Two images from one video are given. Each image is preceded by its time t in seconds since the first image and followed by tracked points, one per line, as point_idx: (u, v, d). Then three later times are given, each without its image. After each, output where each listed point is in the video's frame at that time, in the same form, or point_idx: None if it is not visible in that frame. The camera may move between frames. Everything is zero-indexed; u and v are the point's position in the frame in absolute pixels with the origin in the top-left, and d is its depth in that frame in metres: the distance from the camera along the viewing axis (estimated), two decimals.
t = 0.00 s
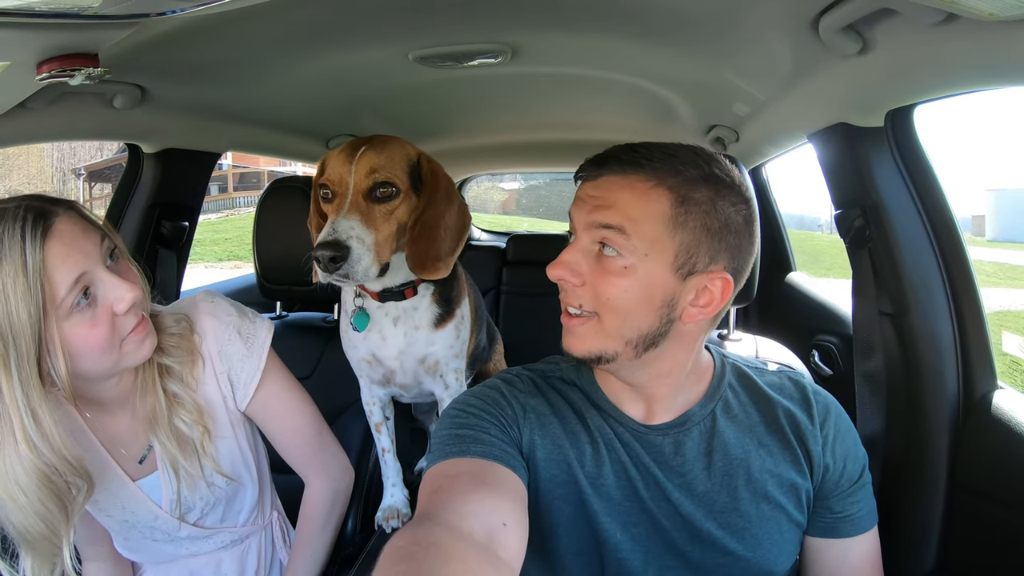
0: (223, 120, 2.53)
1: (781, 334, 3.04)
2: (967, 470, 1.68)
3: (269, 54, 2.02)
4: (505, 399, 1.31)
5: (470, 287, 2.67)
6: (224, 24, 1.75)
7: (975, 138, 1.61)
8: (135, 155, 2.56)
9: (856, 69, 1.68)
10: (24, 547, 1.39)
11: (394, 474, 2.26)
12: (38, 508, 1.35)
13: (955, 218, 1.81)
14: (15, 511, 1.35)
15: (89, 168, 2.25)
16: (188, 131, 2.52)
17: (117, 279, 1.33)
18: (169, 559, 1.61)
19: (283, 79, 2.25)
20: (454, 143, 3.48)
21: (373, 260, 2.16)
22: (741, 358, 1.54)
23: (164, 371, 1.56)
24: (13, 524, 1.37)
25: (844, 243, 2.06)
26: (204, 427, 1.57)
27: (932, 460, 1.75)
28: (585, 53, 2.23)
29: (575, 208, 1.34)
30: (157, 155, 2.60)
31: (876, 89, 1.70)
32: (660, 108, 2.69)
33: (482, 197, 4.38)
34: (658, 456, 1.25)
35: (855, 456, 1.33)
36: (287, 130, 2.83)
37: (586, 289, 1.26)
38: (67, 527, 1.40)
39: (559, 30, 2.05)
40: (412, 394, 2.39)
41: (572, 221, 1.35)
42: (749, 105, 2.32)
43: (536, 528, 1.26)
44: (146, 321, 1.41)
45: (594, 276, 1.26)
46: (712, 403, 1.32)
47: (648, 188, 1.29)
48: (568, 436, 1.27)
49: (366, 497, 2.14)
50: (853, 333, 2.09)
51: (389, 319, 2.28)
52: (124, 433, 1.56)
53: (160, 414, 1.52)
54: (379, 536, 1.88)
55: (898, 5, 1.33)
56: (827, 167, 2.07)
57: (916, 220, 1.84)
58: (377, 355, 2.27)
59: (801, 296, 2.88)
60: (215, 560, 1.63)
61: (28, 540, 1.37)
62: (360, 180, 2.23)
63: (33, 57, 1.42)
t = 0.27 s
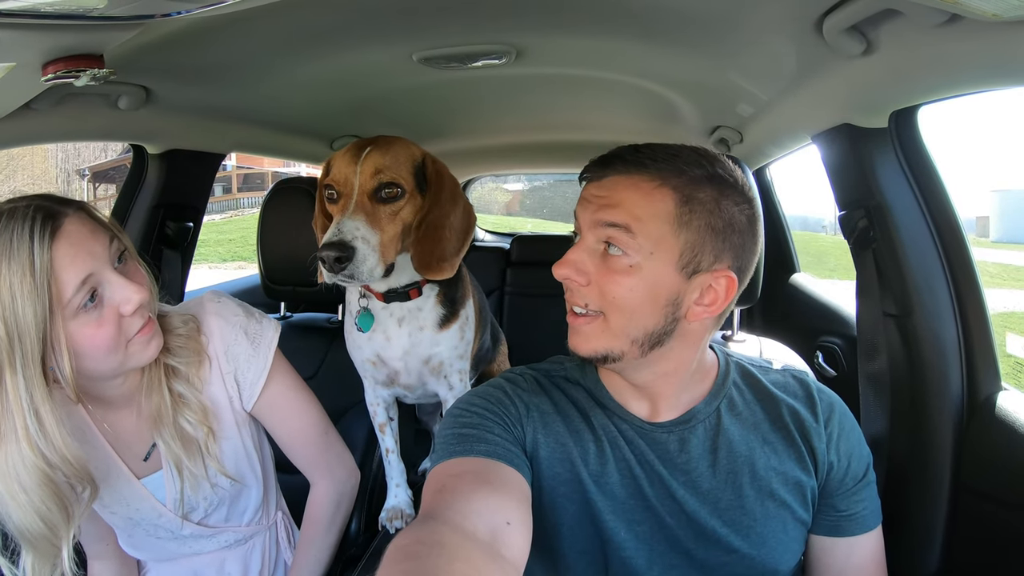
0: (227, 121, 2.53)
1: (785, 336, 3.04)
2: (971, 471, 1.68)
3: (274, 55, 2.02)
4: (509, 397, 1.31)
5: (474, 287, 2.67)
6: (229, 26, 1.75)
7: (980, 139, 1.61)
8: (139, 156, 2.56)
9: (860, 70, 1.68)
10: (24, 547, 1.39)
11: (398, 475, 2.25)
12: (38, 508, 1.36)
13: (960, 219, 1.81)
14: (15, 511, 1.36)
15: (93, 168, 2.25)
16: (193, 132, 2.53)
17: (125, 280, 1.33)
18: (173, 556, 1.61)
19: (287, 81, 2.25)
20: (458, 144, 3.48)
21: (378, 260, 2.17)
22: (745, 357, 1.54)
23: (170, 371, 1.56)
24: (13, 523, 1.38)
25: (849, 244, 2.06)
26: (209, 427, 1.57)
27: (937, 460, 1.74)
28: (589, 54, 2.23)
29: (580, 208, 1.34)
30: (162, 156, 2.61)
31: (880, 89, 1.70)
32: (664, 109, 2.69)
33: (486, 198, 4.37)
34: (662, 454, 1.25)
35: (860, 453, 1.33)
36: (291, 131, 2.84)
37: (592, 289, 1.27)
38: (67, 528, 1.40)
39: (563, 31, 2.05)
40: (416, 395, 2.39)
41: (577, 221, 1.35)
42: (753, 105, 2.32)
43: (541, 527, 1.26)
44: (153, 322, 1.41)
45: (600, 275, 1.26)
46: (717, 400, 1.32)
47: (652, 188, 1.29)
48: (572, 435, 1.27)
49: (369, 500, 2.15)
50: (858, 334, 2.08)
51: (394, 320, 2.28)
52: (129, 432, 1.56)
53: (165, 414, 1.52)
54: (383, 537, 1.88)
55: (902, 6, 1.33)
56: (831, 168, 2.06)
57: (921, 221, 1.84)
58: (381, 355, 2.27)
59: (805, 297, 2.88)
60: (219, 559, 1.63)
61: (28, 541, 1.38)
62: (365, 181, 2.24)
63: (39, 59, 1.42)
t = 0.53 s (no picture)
0: (231, 122, 2.54)
1: (789, 337, 3.04)
2: (975, 473, 1.68)
3: (278, 55, 2.02)
4: (511, 397, 1.31)
5: (478, 288, 2.67)
6: (233, 26, 1.75)
7: (984, 140, 1.61)
8: (144, 156, 2.56)
9: (865, 71, 1.68)
10: (30, 540, 1.39)
11: (401, 476, 2.26)
12: (44, 502, 1.35)
13: (964, 220, 1.80)
14: (22, 504, 1.36)
15: (97, 168, 2.25)
16: (197, 133, 2.53)
17: (131, 280, 1.33)
18: (177, 556, 1.61)
19: (291, 81, 2.25)
20: (462, 145, 3.48)
21: (383, 260, 2.16)
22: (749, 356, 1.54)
23: (177, 370, 1.56)
24: (20, 515, 1.38)
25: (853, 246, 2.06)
26: (214, 427, 1.57)
27: (941, 460, 1.74)
28: (592, 55, 2.23)
29: (580, 210, 1.34)
30: (166, 156, 2.61)
31: (884, 91, 1.70)
32: (668, 110, 2.69)
33: (490, 199, 4.38)
34: (666, 452, 1.25)
35: (863, 451, 1.33)
36: (295, 132, 2.84)
37: (593, 290, 1.26)
38: (73, 522, 1.39)
39: (567, 32, 2.05)
40: (419, 396, 2.39)
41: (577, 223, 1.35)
42: (758, 107, 2.32)
43: (544, 526, 1.25)
44: (159, 322, 1.40)
45: (601, 276, 1.26)
46: (720, 398, 1.32)
47: (652, 188, 1.29)
48: (574, 433, 1.26)
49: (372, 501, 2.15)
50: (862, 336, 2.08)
51: (398, 320, 2.28)
52: (135, 430, 1.56)
53: (171, 413, 1.52)
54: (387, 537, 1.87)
55: (907, 8, 1.33)
56: (835, 169, 2.06)
57: (925, 222, 1.83)
58: (386, 356, 2.27)
59: (810, 298, 2.87)
60: (221, 559, 1.62)
61: (34, 533, 1.38)
62: (370, 180, 2.24)
63: (43, 58, 1.42)
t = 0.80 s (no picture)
0: (235, 122, 2.54)
1: (792, 339, 3.03)
2: (978, 475, 1.67)
3: (281, 55, 2.02)
4: (510, 398, 1.31)
5: (480, 289, 2.67)
6: (236, 26, 1.75)
7: (987, 142, 1.61)
8: (147, 156, 2.57)
9: (868, 73, 1.67)
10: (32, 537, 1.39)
11: (403, 476, 2.26)
12: (47, 499, 1.36)
13: (967, 223, 1.80)
14: (24, 501, 1.36)
15: (100, 168, 2.25)
16: (200, 132, 2.53)
17: (134, 279, 1.33)
18: (178, 555, 1.61)
19: (294, 81, 2.26)
20: (464, 145, 3.48)
21: (385, 260, 2.16)
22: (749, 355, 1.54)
23: (181, 370, 1.56)
24: (21, 513, 1.38)
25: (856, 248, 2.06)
26: (217, 427, 1.56)
27: (943, 461, 1.73)
28: (594, 56, 2.23)
29: (578, 211, 1.34)
30: (169, 156, 2.61)
31: (887, 93, 1.70)
32: (671, 112, 2.69)
33: (492, 200, 4.39)
34: (667, 448, 1.25)
35: (864, 448, 1.32)
36: (298, 132, 2.84)
37: (593, 290, 1.26)
38: (74, 519, 1.39)
39: (569, 33, 2.06)
40: (421, 396, 2.39)
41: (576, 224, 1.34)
42: (761, 108, 2.32)
43: (545, 525, 1.25)
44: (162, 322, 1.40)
45: (601, 276, 1.26)
46: (720, 395, 1.32)
47: (650, 187, 1.29)
48: (573, 432, 1.26)
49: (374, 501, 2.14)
50: (865, 338, 2.08)
51: (400, 320, 2.27)
52: (137, 429, 1.56)
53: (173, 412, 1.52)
54: (388, 537, 1.88)
55: (909, 9, 1.33)
56: (839, 171, 2.06)
57: (929, 225, 1.83)
58: (388, 356, 2.27)
59: (812, 300, 2.87)
60: (223, 559, 1.62)
61: (36, 530, 1.37)
62: (373, 180, 2.24)
63: (46, 57, 1.42)
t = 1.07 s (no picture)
0: (236, 122, 2.54)
1: (792, 340, 3.03)
2: (978, 476, 1.67)
3: (282, 56, 2.03)
4: (508, 399, 1.31)
5: (480, 289, 2.67)
6: (237, 26, 1.75)
7: (987, 143, 1.61)
8: (148, 156, 2.57)
9: (869, 74, 1.68)
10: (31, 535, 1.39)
11: (402, 476, 2.26)
12: (47, 497, 1.36)
13: (967, 224, 1.80)
14: (24, 499, 1.36)
15: (101, 167, 2.25)
16: (201, 133, 2.53)
17: (136, 278, 1.33)
18: (178, 554, 1.61)
19: (294, 81, 2.26)
20: (465, 146, 3.49)
21: (386, 260, 2.16)
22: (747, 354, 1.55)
23: (182, 369, 1.56)
24: (21, 510, 1.38)
25: (856, 249, 2.06)
26: (217, 426, 1.57)
27: (944, 461, 1.73)
28: (595, 56, 2.23)
29: (580, 211, 1.32)
30: (170, 156, 2.61)
31: (888, 94, 1.70)
32: (671, 112, 2.69)
33: (493, 200, 4.39)
34: (667, 446, 1.25)
35: (863, 444, 1.32)
36: (299, 132, 2.84)
37: (605, 288, 1.25)
38: (75, 517, 1.40)
39: (570, 34, 2.06)
40: (421, 396, 2.39)
41: (578, 224, 1.33)
42: (761, 109, 2.32)
43: (545, 524, 1.25)
44: (164, 321, 1.40)
45: (612, 273, 1.25)
46: (720, 392, 1.32)
47: (654, 183, 1.30)
48: (572, 432, 1.27)
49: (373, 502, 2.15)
50: (865, 339, 2.08)
51: (400, 321, 2.28)
52: (138, 428, 1.56)
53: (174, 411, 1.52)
54: (388, 537, 1.88)
55: (910, 11, 1.33)
56: (838, 172, 2.06)
57: (929, 226, 1.83)
58: (388, 356, 2.27)
59: (813, 301, 2.87)
60: (223, 558, 1.62)
61: (36, 528, 1.37)
62: (374, 180, 2.25)
63: (48, 57, 1.42)
